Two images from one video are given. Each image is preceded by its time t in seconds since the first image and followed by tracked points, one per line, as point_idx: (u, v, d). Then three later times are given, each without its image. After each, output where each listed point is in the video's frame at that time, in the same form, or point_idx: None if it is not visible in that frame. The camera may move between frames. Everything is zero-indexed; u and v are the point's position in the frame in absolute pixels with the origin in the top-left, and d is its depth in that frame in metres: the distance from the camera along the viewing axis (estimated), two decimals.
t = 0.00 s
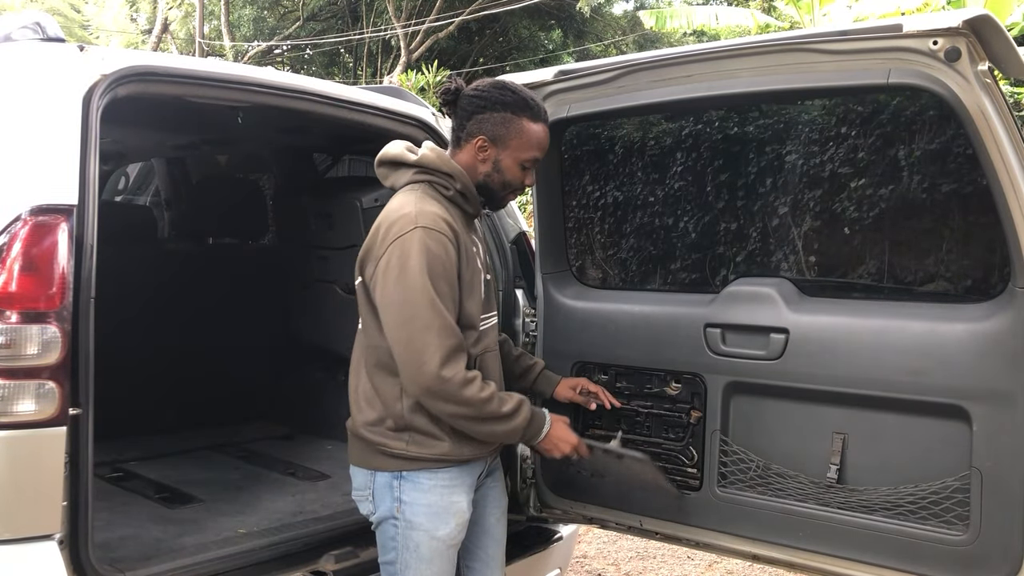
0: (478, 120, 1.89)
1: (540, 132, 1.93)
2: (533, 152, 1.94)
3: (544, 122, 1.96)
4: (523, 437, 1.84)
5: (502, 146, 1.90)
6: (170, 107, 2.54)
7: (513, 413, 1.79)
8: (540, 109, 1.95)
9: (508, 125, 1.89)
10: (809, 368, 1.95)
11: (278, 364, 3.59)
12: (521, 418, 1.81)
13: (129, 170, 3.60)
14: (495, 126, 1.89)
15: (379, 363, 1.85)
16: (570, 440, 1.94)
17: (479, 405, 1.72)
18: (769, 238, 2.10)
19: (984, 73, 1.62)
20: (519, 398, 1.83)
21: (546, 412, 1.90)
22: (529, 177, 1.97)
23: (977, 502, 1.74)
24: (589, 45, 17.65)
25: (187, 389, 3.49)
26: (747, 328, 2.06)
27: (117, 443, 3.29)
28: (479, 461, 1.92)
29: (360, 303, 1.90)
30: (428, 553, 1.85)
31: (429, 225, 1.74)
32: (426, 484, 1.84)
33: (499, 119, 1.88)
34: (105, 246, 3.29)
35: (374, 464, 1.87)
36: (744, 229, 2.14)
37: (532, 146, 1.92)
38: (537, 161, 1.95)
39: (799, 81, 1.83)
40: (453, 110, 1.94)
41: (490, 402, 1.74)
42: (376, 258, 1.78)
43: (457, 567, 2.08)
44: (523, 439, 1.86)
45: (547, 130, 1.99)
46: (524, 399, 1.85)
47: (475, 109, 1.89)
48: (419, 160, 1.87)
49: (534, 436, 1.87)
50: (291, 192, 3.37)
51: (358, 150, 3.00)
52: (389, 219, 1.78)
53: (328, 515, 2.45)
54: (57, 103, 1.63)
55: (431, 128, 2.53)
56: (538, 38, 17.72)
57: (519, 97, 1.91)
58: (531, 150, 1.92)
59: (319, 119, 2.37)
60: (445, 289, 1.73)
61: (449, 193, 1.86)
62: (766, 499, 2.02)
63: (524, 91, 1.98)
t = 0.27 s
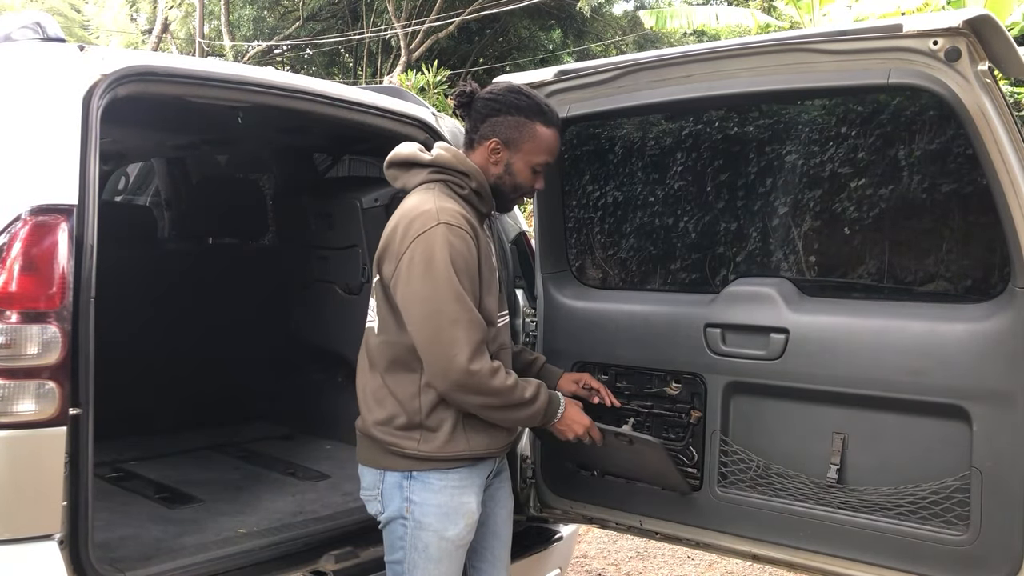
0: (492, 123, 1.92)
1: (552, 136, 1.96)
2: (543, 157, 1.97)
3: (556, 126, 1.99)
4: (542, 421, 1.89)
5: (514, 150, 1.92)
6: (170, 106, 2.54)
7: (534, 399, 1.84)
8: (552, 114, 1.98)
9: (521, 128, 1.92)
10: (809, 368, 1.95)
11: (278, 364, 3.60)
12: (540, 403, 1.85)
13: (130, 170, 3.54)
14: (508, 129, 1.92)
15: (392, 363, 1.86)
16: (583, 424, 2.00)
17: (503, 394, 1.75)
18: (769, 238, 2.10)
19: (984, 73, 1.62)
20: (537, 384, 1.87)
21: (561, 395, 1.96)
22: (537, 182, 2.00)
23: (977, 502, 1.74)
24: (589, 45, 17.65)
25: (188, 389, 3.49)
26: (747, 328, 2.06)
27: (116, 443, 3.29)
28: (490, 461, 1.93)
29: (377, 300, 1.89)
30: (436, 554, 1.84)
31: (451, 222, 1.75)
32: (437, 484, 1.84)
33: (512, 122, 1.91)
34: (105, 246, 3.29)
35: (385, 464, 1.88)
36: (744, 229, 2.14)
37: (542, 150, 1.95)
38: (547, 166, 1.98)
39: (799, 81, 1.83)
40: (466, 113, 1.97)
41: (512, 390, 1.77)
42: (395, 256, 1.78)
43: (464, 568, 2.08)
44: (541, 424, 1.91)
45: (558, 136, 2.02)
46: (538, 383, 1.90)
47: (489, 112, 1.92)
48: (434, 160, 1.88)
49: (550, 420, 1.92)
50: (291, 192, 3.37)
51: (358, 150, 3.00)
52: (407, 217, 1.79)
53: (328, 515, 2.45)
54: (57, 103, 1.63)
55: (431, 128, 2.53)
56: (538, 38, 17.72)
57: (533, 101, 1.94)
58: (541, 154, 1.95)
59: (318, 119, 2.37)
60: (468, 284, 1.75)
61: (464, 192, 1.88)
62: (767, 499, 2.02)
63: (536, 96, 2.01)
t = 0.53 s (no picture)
0: (504, 126, 1.93)
1: (563, 141, 1.97)
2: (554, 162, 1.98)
3: (568, 132, 2.00)
4: (545, 421, 1.90)
5: (525, 154, 1.93)
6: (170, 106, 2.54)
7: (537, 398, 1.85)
8: (566, 120, 1.99)
9: (533, 133, 1.93)
10: (809, 368, 1.95)
11: (278, 364, 3.61)
12: (544, 402, 1.86)
13: (130, 170, 3.53)
14: (520, 133, 1.92)
15: (394, 362, 1.86)
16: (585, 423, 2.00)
17: (507, 395, 1.76)
18: (769, 238, 2.10)
19: (984, 73, 1.62)
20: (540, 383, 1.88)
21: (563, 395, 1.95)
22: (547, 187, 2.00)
23: (977, 502, 1.74)
24: (589, 45, 17.66)
25: (188, 389, 3.49)
26: (747, 328, 2.06)
27: (116, 443, 3.29)
28: (492, 461, 1.93)
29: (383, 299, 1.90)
30: (435, 553, 1.84)
31: (456, 224, 1.75)
32: (436, 483, 1.84)
33: (525, 126, 1.92)
34: (105, 246, 3.29)
35: (386, 463, 1.88)
36: (744, 229, 2.14)
37: (553, 156, 1.96)
38: (557, 171, 1.99)
39: (799, 81, 1.83)
40: (479, 115, 1.98)
41: (516, 392, 1.78)
42: (400, 256, 1.78)
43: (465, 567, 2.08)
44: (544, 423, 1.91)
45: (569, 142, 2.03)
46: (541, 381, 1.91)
47: (502, 115, 1.93)
48: (443, 161, 1.88)
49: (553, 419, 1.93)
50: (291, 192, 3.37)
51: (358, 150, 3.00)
52: (412, 218, 1.79)
53: (328, 515, 2.45)
54: (57, 103, 1.63)
55: (431, 128, 2.53)
56: (538, 38, 17.72)
57: (546, 106, 1.95)
58: (552, 160, 1.96)
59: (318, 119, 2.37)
60: (473, 286, 1.75)
61: (471, 194, 1.88)
62: (766, 499, 2.02)
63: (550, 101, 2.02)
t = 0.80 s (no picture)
0: (515, 131, 1.92)
1: (570, 149, 1.98)
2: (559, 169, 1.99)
3: (575, 139, 2.00)
4: (547, 415, 1.91)
5: (534, 161, 1.94)
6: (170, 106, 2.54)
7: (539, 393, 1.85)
8: (574, 127, 1.99)
9: (543, 140, 1.93)
10: (809, 368, 1.95)
11: (278, 364, 3.61)
12: (545, 397, 1.87)
13: (130, 170, 3.53)
14: (531, 140, 1.92)
15: (395, 362, 1.86)
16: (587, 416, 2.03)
17: (509, 393, 1.76)
18: (769, 238, 2.10)
19: (984, 73, 1.62)
20: (541, 377, 1.89)
21: (566, 389, 1.97)
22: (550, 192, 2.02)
23: (977, 502, 1.74)
24: (589, 45, 17.66)
25: (188, 389, 3.49)
26: (747, 328, 2.06)
27: (116, 443, 3.29)
28: (492, 461, 1.93)
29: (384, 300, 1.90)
30: (434, 553, 1.85)
31: (455, 226, 1.75)
32: (436, 483, 1.84)
33: (536, 133, 1.92)
34: (105, 246, 3.29)
35: (387, 462, 1.88)
36: (744, 229, 2.14)
37: (559, 164, 1.97)
38: (562, 178, 2.00)
39: (799, 81, 1.83)
40: (490, 116, 1.97)
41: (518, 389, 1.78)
42: (401, 258, 1.79)
43: (466, 567, 2.09)
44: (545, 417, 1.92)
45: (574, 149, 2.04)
46: (542, 376, 1.92)
47: (514, 120, 1.92)
48: (443, 161, 1.88)
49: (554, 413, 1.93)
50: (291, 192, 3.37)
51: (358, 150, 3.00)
52: (411, 220, 1.79)
53: (328, 515, 2.45)
54: (57, 103, 1.63)
55: (431, 128, 2.53)
56: (538, 38, 17.71)
57: (557, 114, 1.95)
58: (557, 167, 1.97)
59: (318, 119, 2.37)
60: (474, 285, 1.75)
61: (472, 195, 1.88)
62: (766, 499, 2.02)
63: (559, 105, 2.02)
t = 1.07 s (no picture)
0: (522, 132, 1.92)
1: (573, 154, 1.99)
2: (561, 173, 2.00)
3: (579, 144, 2.01)
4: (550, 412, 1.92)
5: (539, 164, 1.94)
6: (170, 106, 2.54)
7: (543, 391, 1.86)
8: (578, 132, 2.00)
9: (549, 143, 1.94)
10: (809, 368, 1.95)
11: (278, 364, 3.61)
12: (549, 395, 1.88)
13: (129, 170, 3.54)
14: (537, 142, 1.93)
15: (398, 362, 1.86)
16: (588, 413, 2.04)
17: (513, 392, 1.77)
18: (769, 238, 2.10)
19: (984, 73, 1.62)
20: (544, 374, 1.90)
21: (568, 387, 1.98)
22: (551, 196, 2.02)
23: (977, 502, 1.74)
24: (589, 45, 17.66)
25: (188, 389, 3.49)
26: (747, 328, 2.06)
27: (116, 443, 3.29)
28: (495, 461, 1.93)
29: (388, 301, 1.90)
30: (437, 553, 1.85)
31: (459, 227, 1.75)
32: (439, 483, 1.84)
33: (543, 136, 1.93)
34: (105, 247, 3.29)
35: (389, 463, 1.88)
36: (744, 229, 2.14)
37: (562, 168, 1.97)
38: (564, 182, 2.01)
39: (799, 81, 1.83)
40: (496, 116, 1.96)
41: (522, 388, 1.79)
42: (405, 259, 1.79)
43: (468, 567, 2.09)
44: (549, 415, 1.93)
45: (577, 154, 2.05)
46: (547, 374, 1.93)
47: (522, 121, 1.92)
48: (447, 162, 1.88)
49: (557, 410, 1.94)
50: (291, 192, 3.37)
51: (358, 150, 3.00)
52: (415, 221, 1.79)
53: (328, 515, 2.45)
54: (57, 103, 1.63)
55: (431, 128, 2.53)
56: (538, 38, 17.72)
57: (564, 117, 1.96)
58: (560, 171, 1.98)
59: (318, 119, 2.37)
60: (479, 286, 1.75)
61: (475, 196, 1.88)
62: (766, 499, 2.02)
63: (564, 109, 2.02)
